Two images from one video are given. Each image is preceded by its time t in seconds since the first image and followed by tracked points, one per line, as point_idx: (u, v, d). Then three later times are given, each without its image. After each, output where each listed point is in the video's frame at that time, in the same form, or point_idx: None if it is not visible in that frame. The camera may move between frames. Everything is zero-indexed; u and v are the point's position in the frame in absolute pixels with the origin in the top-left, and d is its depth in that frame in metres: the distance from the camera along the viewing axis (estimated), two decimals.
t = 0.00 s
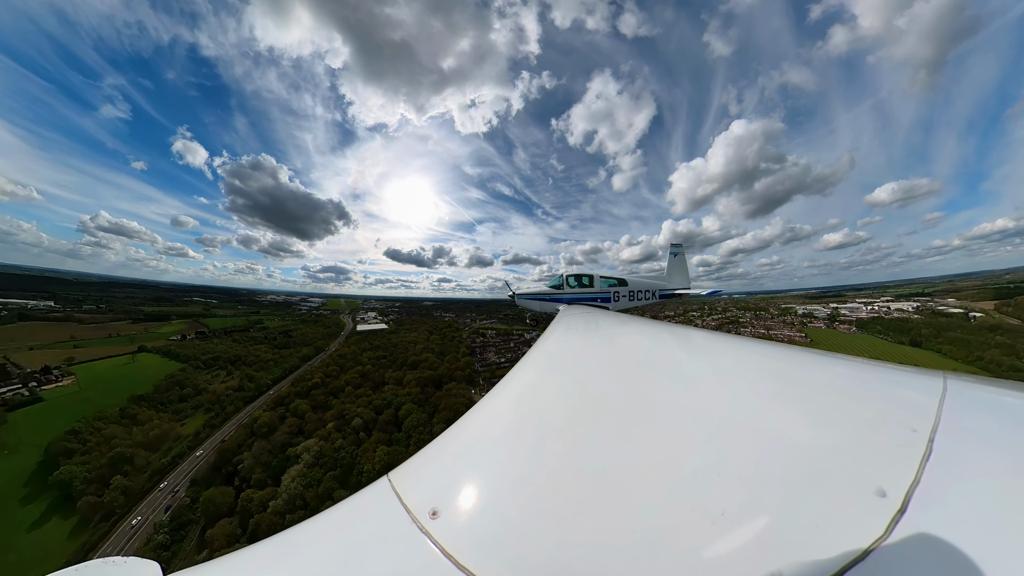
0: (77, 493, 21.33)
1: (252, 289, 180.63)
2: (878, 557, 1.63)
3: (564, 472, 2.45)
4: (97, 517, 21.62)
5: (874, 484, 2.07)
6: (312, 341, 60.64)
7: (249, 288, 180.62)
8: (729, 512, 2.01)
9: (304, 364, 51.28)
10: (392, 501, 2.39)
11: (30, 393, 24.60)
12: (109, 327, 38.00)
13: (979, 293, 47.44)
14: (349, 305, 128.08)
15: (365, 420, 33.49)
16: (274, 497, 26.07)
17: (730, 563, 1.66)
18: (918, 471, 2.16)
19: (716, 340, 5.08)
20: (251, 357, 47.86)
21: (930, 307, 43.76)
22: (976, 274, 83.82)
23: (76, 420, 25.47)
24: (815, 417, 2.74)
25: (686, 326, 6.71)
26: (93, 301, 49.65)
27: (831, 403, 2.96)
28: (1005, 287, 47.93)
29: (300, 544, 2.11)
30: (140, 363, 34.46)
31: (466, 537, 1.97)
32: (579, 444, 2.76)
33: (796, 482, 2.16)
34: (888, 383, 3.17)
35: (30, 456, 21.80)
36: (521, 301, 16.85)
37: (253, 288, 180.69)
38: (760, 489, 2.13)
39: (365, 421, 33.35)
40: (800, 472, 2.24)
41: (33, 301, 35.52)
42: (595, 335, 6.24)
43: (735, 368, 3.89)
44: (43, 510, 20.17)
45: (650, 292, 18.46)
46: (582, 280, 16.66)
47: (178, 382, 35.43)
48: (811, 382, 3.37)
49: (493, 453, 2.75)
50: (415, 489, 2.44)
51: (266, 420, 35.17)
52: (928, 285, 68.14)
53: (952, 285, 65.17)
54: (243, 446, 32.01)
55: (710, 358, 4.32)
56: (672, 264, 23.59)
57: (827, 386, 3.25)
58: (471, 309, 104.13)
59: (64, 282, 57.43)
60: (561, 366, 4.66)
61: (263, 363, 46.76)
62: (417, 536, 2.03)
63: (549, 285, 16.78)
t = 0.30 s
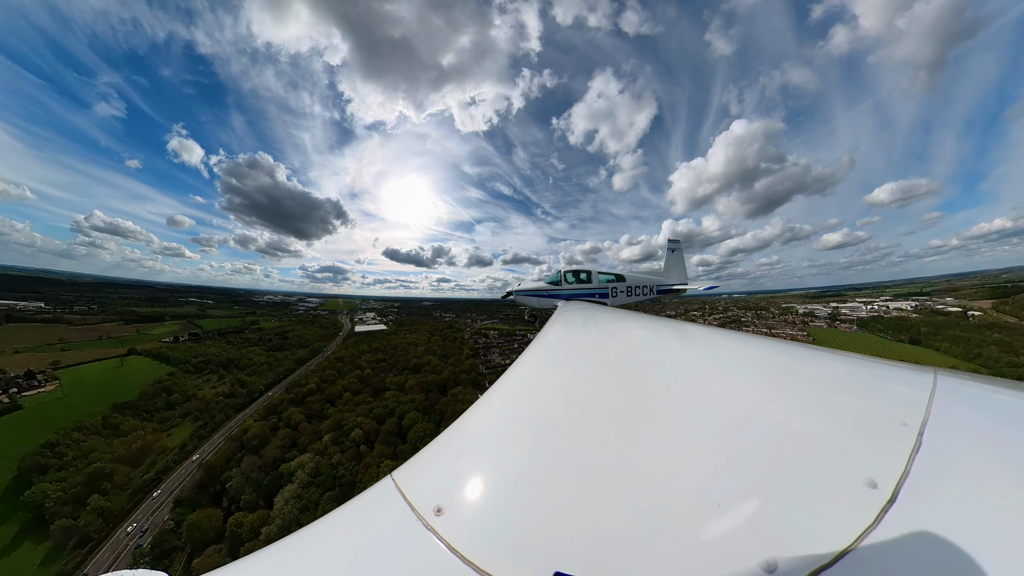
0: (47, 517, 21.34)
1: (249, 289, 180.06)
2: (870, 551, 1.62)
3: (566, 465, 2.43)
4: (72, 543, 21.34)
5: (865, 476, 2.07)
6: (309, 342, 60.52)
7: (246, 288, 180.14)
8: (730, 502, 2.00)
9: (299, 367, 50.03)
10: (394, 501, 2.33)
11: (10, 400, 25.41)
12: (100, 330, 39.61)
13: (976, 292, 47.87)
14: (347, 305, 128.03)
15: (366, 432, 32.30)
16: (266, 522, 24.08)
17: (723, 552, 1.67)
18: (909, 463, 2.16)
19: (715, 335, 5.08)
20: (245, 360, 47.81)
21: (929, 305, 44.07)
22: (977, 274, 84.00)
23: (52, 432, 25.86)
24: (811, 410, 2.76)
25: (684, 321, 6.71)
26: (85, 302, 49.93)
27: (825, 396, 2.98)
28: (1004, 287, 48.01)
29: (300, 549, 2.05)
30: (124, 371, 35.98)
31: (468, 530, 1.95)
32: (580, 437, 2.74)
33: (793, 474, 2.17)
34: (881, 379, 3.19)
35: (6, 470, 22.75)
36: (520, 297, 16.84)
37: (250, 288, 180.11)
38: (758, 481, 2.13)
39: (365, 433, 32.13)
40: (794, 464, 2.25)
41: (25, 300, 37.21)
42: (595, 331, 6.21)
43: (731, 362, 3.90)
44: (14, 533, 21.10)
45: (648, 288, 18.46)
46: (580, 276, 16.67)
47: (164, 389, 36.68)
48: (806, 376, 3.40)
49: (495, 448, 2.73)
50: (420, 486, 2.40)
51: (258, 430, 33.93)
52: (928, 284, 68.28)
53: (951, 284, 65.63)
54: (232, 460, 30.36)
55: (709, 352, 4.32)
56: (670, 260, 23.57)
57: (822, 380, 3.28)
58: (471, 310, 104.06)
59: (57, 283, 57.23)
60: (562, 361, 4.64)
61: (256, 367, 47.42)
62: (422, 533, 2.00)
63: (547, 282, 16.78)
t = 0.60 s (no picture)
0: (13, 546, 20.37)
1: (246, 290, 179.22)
2: (859, 541, 1.72)
3: (571, 456, 2.42)
4: None
5: (853, 462, 2.19)
6: (305, 343, 60.22)
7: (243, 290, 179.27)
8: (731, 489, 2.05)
9: (291, 373, 47.51)
10: (399, 500, 2.25)
11: None
12: (89, 333, 43.39)
13: (974, 291, 48.20)
14: (345, 306, 127.27)
15: (368, 443, 29.27)
16: (259, 553, 20.90)
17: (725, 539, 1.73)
18: (894, 450, 2.29)
19: (711, 327, 5.14)
20: (238, 363, 47.63)
21: (927, 305, 44.32)
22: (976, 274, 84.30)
23: (27, 445, 26.19)
24: (807, 403, 2.85)
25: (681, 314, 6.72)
26: (77, 304, 51.24)
27: (818, 388, 3.08)
28: (1003, 286, 48.07)
29: (298, 563, 1.90)
30: (112, 375, 37.27)
31: (476, 522, 1.92)
32: (584, 428, 2.74)
33: (793, 462, 2.22)
34: (868, 372, 3.33)
35: None
36: (518, 293, 16.83)
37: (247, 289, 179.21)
38: (760, 468, 2.18)
39: (367, 445, 29.03)
40: (790, 452, 2.32)
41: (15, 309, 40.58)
42: (595, 324, 6.17)
43: (732, 354, 3.94)
44: None
45: (645, 281, 18.44)
46: (578, 270, 16.65)
47: (152, 395, 36.28)
48: (800, 368, 3.50)
49: (500, 439, 2.70)
50: (425, 483, 2.33)
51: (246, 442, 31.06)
52: (926, 285, 68.56)
53: (950, 284, 65.93)
54: (219, 479, 27.39)
55: (708, 344, 4.37)
56: (666, 253, 23.57)
57: (816, 373, 3.38)
58: (470, 310, 103.57)
59: (49, 284, 56.98)
60: (562, 354, 4.63)
61: (248, 371, 46.15)
62: (430, 529, 1.95)
63: (544, 276, 16.78)
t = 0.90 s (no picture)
0: None
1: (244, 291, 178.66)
2: (856, 535, 1.73)
3: (572, 453, 2.42)
4: None
5: (850, 454, 2.22)
6: (302, 345, 59.85)
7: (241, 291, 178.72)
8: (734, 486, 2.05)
9: (283, 381, 46.54)
10: (399, 503, 2.22)
11: None
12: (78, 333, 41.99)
13: (973, 290, 48.53)
14: (343, 306, 126.99)
15: (371, 459, 27.72)
16: None
17: (724, 533, 1.74)
18: (889, 441, 2.32)
19: (709, 323, 5.14)
20: (232, 367, 47.43)
21: (926, 304, 44.65)
22: (975, 273, 84.61)
23: None
24: (805, 397, 2.87)
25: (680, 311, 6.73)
26: (68, 305, 51.35)
27: (818, 384, 3.10)
28: (1001, 285, 48.24)
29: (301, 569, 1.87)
30: (98, 378, 36.07)
31: (478, 523, 1.92)
32: (583, 425, 2.74)
33: (792, 456, 2.24)
34: (862, 367, 3.37)
35: None
36: (516, 292, 16.85)
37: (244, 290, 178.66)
38: (759, 464, 2.20)
39: (370, 461, 27.44)
40: (787, 445, 2.34)
41: (5, 304, 40.26)
42: (595, 323, 6.17)
43: (730, 350, 3.96)
44: None
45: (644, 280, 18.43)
46: (575, 269, 16.63)
47: (137, 403, 35.34)
48: (797, 363, 3.52)
49: (501, 439, 2.68)
50: (426, 487, 2.30)
51: (235, 457, 29.72)
52: (925, 284, 68.79)
53: (948, 284, 66.36)
54: (207, 500, 25.69)
55: (708, 340, 4.37)
56: (664, 251, 23.59)
57: (813, 368, 3.41)
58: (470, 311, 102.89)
59: (42, 285, 56.77)
60: (561, 352, 4.62)
61: (240, 376, 45.63)
62: (433, 532, 1.93)
63: (542, 276, 16.79)
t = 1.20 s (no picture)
0: None
1: (241, 292, 177.78)
2: (861, 533, 1.74)
3: (571, 457, 2.42)
4: None
5: (853, 450, 2.23)
6: (298, 348, 59.54)
7: (239, 291, 177.97)
8: (734, 485, 2.05)
9: (273, 389, 46.85)
10: (397, 511, 2.19)
11: None
12: (66, 336, 41.25)
13: (971, 289, 49.00)
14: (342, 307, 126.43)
15: (375, 476, 27.20)
16: None
17: (726, 534, 1.75)
18: (890, 436, 2.34)
19: (709, 324, 5.15)
20: (225, 372, 47.34)
21: (924, 303, 44.99)
22: (972, 272, 85.32)
23: None
24: (806, 395, 2.89)
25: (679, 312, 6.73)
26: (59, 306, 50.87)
27: (818, 382, 3.11)
28: (996, 285, 48.69)
29: None
30: (83, 385, 34.31)
31: (478, 532, 1.89)
32: (583, 427, 2.75)
33: (791, 454, 2.25)
34: (864, 364, 3.38)
35: None
36: (514, 295, 16.83)
37: (242, 291, 177.85)
38: (761, 464, 2.19)
39: (374, 478, 26.79)
40: (789, 444, 2.34)
41: None
42: (593, 325, 6.18)
43: (730, 350, 3.98)
44: None
45: (641, 282, 18.45)
46: (574, 272, 16.65)
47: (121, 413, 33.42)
48: (798, 362, 3.53)
49: (501, 446, 2.66)
50: (424, 494, 2.28)
51: (225, 477, 28.90)
52: (922, 283, 69.28)
53: (946, 283, 66.85)
54: (195, 524, 24.80)
55: (707, 341, 4.38)
56: (661, 253, 23.60)
57: (814, 366, 3.42)
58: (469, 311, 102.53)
59: (35, 287, 56.21)
60: (560, 356, 4.61)
61: (233, 382, 45.89)
62: (431, 541, 1.91)
63: (541, 279, 16.79)
